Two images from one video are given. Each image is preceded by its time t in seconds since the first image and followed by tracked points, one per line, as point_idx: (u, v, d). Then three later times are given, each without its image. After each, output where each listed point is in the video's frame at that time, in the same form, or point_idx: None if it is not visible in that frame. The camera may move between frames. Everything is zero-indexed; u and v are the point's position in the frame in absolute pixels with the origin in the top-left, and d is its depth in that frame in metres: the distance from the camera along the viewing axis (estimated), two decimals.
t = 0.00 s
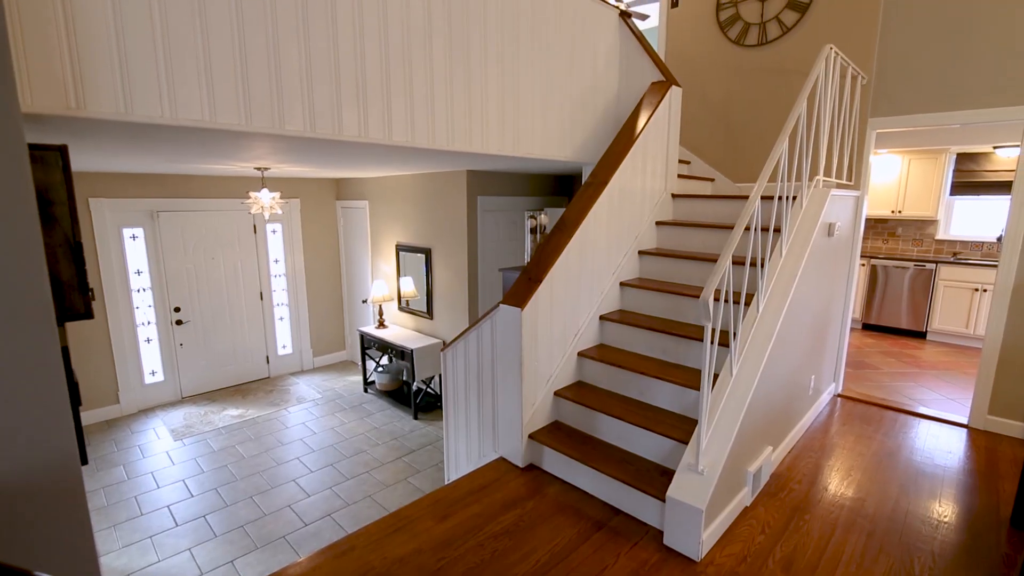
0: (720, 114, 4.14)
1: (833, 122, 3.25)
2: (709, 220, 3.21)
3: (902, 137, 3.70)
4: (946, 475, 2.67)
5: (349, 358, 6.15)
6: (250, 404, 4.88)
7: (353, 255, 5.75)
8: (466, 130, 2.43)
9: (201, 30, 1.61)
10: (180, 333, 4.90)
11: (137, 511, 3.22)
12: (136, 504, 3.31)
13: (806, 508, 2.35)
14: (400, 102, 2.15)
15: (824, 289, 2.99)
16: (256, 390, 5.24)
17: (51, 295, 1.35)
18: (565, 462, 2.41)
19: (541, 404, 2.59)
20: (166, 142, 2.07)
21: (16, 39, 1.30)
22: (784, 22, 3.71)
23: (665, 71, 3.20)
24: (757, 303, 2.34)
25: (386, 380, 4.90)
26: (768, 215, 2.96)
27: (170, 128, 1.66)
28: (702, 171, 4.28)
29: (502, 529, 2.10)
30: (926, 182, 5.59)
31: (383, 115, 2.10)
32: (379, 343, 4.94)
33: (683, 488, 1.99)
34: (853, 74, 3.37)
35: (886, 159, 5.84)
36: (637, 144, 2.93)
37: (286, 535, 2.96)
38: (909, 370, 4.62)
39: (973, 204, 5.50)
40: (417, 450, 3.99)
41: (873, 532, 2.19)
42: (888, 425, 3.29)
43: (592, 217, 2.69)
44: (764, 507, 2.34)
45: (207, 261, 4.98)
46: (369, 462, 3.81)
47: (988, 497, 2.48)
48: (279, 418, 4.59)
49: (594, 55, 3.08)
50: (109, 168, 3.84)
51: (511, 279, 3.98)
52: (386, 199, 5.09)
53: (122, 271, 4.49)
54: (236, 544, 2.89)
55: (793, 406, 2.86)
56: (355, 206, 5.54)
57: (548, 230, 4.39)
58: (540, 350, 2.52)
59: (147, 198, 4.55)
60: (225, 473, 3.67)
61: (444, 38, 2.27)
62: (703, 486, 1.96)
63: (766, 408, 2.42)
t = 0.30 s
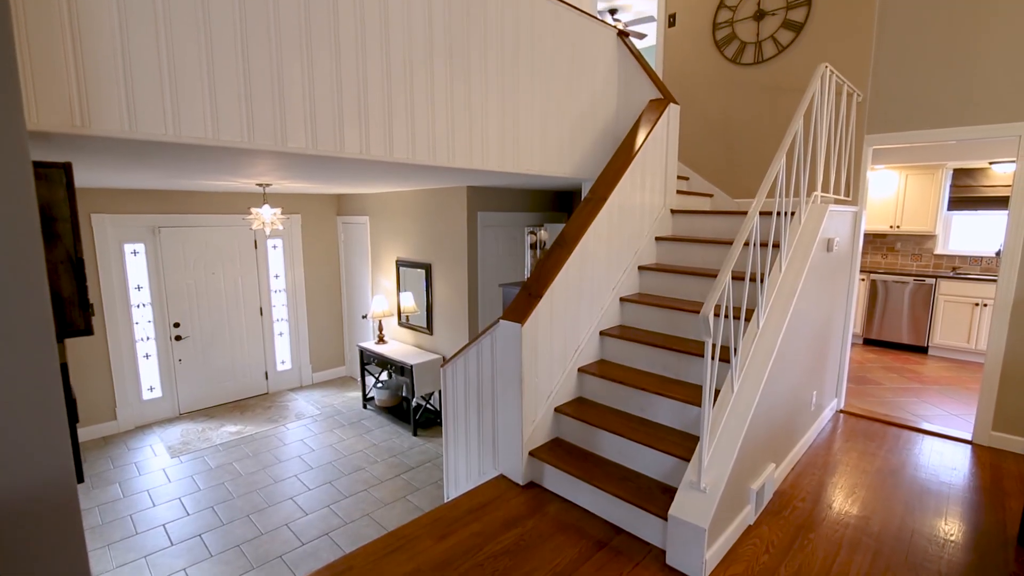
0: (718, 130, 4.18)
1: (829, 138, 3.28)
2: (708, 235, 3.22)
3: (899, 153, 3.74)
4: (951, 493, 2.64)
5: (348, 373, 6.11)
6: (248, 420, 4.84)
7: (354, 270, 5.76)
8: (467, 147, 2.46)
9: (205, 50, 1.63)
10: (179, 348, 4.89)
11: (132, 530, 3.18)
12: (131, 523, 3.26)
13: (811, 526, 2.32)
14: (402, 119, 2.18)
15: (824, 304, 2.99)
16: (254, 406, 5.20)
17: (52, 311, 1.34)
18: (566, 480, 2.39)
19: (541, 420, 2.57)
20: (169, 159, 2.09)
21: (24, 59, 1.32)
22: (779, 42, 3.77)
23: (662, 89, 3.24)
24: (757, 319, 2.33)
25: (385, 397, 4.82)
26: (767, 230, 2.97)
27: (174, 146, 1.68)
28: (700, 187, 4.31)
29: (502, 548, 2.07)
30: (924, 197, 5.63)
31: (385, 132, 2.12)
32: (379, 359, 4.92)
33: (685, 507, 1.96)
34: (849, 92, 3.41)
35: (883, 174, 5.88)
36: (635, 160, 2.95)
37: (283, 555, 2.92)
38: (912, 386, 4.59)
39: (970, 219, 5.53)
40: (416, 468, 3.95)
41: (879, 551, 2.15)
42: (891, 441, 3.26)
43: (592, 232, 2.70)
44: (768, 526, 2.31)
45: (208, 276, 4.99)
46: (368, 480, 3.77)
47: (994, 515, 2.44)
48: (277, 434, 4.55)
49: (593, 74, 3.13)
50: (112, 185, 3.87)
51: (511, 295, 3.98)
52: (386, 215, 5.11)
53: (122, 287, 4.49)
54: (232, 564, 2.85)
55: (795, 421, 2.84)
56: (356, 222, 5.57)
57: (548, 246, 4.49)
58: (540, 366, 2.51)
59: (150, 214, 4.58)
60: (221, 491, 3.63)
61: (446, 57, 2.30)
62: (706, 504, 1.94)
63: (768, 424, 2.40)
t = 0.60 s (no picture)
0: (716, 147, 4.22)
1: (826, 155, 3.32)
2: (707, 251, 3.23)
3: (896, 169, 3.77)
4: (956, 510, 2.61)
5: (348, 389, 6.08)
6: (246, 437, 4.80)
7: (354, 286, 5.77)
8: (467, 164, 2.48)
9: (210, 70, 1.66)
10: (178, 364, 4.87)
11: (126, 550, 3.13)
12: (126, 542, 3.22)
13: (816, 545, 2.28)
14: (403, 137, 2.20)
15: (824, 319, 2.99)
16: (253, 422, 5.16)
17: (52, 327, 1.34)
18: (566, 498, 2.36)
19: (541, 437, 2.55)
20: (172, 176, 2.11)
21: (31, 78, 1.34)
22: (775, 60, 3.83)
23: (660, 106, 3.28)
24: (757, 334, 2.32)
25: (384, 413, 4.77)
26: (766, 246, 2.98)
27: (177, 163, 1.69)
28: (699, 203, 4.34)
29: (502, 568, 2.03)
30: (921, 213, 5.67)
31: (386, 149, 2.14)
32: (378, 375, 4.90)
33: (687, 525, 1.94)
34: (845, 109, 3.45)
35: (880, 190, 5.93)
36: (634, 176, 2.98)
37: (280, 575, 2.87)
38: (915, 401, 4.57)
39: (969, 234, 5.55)
40: (415, 485, 3.90)
41: (885, 570, 2.12)
42: (895, 458, 3.23)
43: (592, 248, 2.71)
44: (772, 545, 2.28)
45: (208, 292, 4.99)
46: (366, 497, 3.73)
47: (1001, 533, 2.41)
48: (275, 451, 4.51)
49: (591, 92, 3.18)
50: (115, 201, 3.90)
51: (511, 310, 3.99)
52: (387, 230, 5.14)
53: (122, 302, 4.49)
54: None
55: (797, 437, 2.82)
56: (356, 237, 5.59)
57: (548, 261, 4.72)
58: (541, 381, 2.50)
59: (151, 229, 4.60)
60: (218, 509, 3.58)
61: (447, 76, 2.34)
62: (709, 523, 1.91)
63: (770, 440, 2.38)
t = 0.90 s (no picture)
0: (715, 163, 4.25)
1: (823, 171, 3.35)
2: (707, 266, 3.24)
3: (892, 184, 3.80)
4: (962, 527, 2.58)
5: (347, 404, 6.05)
6: (244, 453, 4.76)
7: (354, 301, 5.77)
8: (467, 180, 2.50)
9: (214, 89, 1.69)
10: (176, 380, 4.85)
11: (121, 569, 3.08)
12: (121, 561, 3.17)
13: (821, 564, 2.25)
14: (404, 153, 2.23)
15: (824, 334, 2.99)
16: (251, 438, 5.12)
17: (52, 343, 1.34)
18: (567, 516, 2.33)
19: (542, 454, 2.52)
20: (174, 192, 2.12)
21: (38, 97, 1.36)
22: (771, 78, 3.89)
23: (658, 123, 3.31)
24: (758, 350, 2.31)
25: (382, 428, 4.77)
26: (765, 261, 2.99)
27: (180, 180, 1.71)
28: (698, 218, 4.36)
29: None
30: (920, 228, 5.70)
31: (387, 166, 2.16)
32: (377, 390, 4.88)
33: (689, 544, 1.91)
34: (841, 126, 3.49)
35: (878, 205, 5.98)
36: (633, 192, 3.00)
37: None
38: (917, 417, 4.54)
39: (967, 248, 5.57)
40: (414, 503, 3.86)
41: None
42: (899, 474, 3.20)
43: (591, 263, 2.72)
44: (776, 564, 2.25)
45: (208, 307, 4.99)
46: (364, 515, 3.68)
47: (1008, 551, 2.38)
48: (273, 468, 4.46)
49: (590, 110, 3.22)
50: (117, 216, 3.92)
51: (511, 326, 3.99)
52: (387, 245, 5.16)
53: (122, 318, 4.49)
54: None
55: (800, 454, 2.80)
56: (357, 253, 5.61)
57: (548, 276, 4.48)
58: (541, 397, 2.48)
59: (152, 245, 4.61)
60: (214, 527, 3.53)
61: (447, 94, 2.37)
62: (712, 541, 1.88)
63: (772, 457, 2.36)
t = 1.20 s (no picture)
0: (714, 178, 4.29)
1: (821, 187, 3.37)
2: (706, 281, 3.25)
3: (890, 199, 3.82)
4: (969, 545, 2.54)
5: (346, 420, 6.00)
6: (241, 470, 4.72)
7: (354, 315, 5.76)
8: (467, 195, 2.52)
9: (217, 106, 1.71)
10: (174, 395, 4.83)
11: None
12: None
13: None
14: (405, 170, 2.25)
15: (825, 349, 2.98)
16: (249, 454, 5.08)
17: (51, 359, 1.34)
18: (567, 533, 2.30)
19: (542, 470, 2.50)
20: (177, 208, 2.14)
21: (44, 115, 1.37)
22: (768, 95, 3.94)
23: (657, 139, 3.35)
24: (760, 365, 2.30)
25: (381, 444, 4.75)
26: (764, 276, 2.99)
27: (182, 196, 1.72)
28: (697, 233, 4.38)
29: None
30: (918, 243, 5.72)
31: (388, 183, 2.18)
32: (377, 406, 4.85)
33: (691, 563, 1.88)
34: (837, 142, 3.53)
35: (876, 220, 6.01)
36: (632, 207, 3.02)
37: None
38: (921, 432, 4.50)
39: (965, 262, 5.58)
40: (413, 521, 3.81)
41: None
42: (903, 490, 3.17)
43: (591, 277, 2.72)
44: None
45: (208, 321, 4.99)
46: (362, 533, 3.63)
47: (1016, 569, 2.34)
48: (271, 484, 4.42)
49: (589, 127, 3.26)
50: (118, 232, 3.94)
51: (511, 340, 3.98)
52: (388, 260, 5.18)
53: (122, 333, 4.48)
54: None
55: (802, 470, 2.77)
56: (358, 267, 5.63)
57: (548, 291, 4.53)
58: (541, 412, 2.47)
59: (153, 260, 4.62)
60: (210, 545, 3.49)
61: (448, 111, 2.40)
62: (714, 559, 1.86)
63: (775, 474, 2.34)
